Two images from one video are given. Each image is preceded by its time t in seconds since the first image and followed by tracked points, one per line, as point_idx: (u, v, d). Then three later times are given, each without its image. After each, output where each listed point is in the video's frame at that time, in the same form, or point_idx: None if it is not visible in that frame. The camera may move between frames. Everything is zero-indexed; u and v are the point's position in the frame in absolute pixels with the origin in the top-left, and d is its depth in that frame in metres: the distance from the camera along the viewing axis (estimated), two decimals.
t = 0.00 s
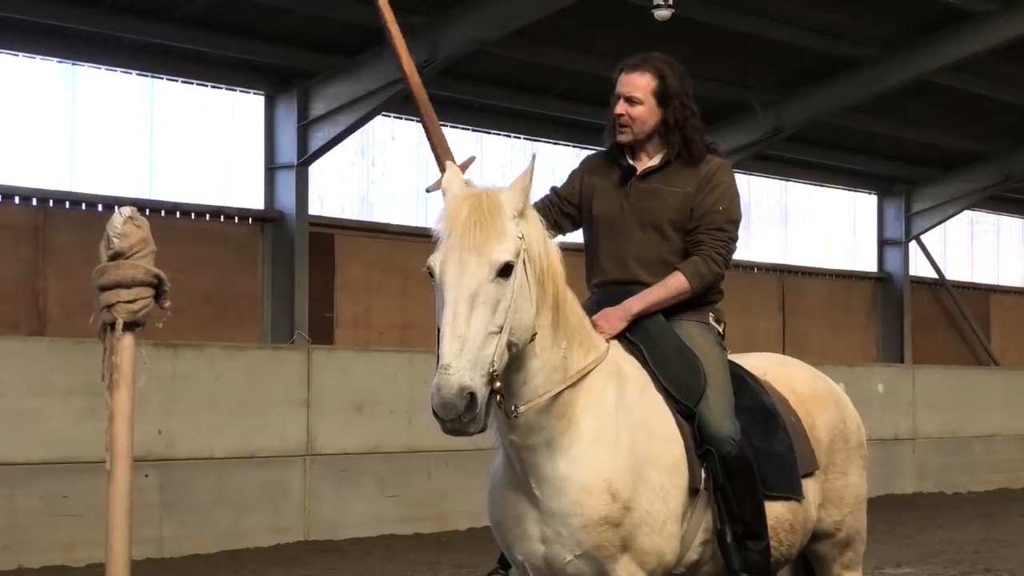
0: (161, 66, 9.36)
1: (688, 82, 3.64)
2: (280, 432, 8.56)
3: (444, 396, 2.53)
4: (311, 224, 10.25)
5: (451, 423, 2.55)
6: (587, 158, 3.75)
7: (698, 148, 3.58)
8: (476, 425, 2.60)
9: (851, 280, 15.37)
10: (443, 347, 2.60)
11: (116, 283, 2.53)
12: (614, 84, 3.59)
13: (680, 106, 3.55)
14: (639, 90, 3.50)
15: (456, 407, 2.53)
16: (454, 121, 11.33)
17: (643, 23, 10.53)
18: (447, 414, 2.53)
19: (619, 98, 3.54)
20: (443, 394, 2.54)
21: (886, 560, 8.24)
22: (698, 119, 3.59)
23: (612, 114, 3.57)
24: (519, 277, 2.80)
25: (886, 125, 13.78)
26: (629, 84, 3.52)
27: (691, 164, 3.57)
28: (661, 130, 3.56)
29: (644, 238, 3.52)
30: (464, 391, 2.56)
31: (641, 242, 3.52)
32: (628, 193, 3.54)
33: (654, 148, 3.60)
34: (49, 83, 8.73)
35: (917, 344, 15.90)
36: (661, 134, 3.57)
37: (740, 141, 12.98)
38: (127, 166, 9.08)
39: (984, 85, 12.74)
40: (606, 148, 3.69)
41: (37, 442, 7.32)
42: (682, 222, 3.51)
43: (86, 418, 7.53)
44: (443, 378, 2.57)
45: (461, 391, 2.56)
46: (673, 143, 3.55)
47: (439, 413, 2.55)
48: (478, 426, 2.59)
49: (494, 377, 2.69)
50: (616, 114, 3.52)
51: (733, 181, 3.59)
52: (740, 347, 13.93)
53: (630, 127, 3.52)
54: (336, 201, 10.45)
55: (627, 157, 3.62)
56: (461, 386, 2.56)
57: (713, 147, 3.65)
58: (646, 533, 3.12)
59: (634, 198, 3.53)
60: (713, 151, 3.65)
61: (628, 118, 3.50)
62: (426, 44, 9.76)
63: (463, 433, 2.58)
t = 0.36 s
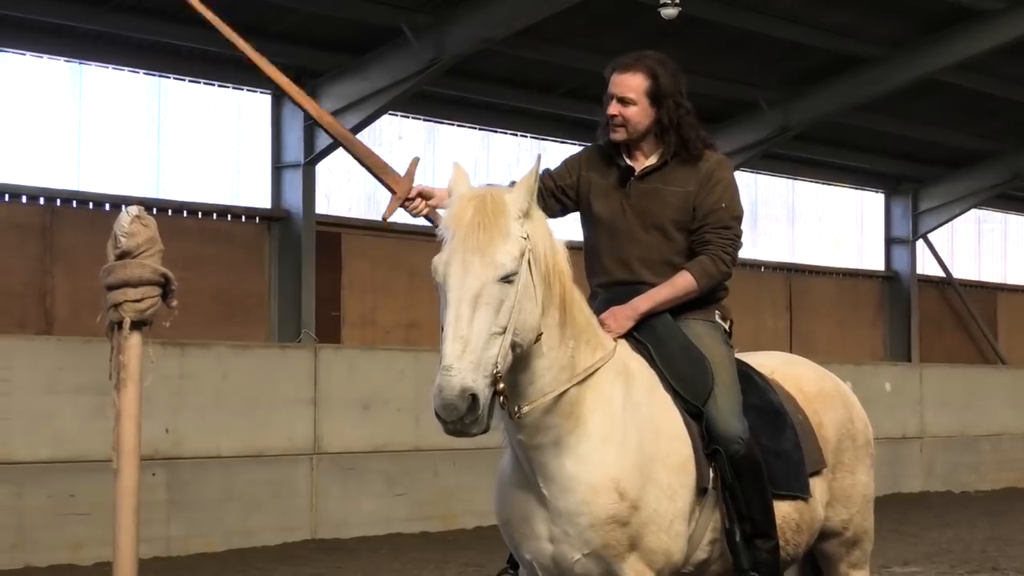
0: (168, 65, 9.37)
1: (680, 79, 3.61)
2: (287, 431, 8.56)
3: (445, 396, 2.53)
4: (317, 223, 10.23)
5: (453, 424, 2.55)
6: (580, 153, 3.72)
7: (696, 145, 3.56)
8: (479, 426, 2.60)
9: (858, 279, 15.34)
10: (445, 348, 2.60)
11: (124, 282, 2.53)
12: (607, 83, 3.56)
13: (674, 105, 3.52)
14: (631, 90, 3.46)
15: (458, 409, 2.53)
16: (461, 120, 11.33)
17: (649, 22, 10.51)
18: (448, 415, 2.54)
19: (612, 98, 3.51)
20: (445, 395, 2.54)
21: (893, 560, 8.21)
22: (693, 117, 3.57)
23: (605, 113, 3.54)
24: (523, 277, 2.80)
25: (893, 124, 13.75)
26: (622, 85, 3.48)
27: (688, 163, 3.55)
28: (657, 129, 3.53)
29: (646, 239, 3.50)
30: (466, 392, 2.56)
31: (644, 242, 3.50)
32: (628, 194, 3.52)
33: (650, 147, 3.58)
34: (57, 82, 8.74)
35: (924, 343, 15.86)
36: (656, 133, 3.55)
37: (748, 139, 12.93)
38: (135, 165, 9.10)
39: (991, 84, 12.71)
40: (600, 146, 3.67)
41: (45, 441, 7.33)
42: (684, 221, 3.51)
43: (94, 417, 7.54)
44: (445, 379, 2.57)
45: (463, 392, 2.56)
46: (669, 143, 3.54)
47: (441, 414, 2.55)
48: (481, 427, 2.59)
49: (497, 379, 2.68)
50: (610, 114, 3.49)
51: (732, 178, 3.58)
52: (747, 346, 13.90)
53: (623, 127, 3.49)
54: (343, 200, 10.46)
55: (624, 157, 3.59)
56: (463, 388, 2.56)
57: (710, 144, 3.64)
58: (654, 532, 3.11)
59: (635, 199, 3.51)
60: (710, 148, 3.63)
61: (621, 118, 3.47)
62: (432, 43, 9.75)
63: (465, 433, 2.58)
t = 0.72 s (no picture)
0: (176, 64, 9.38)
1: (673, 77, 3.58)
2: (295, 431, 8.57)
3: (447, 397, 2.54)
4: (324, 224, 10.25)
5: (455, 424, 2.55)
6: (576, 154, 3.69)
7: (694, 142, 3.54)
8: (481, 427, 2.59)
9: (866, 278, 15.31)
10: (448, 348, 2.60)
11: (132, 281, 2.53)
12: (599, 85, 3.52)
13: (668, 105, 3.49)
14: (625, 92, 3.43)
15: (459, 409, 2.54)
16: (469, 119, 11.33)
17: (656, 21, 10.50)
18: (450, 415, 2.54)
19: (606, 100, 3.48)
20: (446, 395, 2.55)
21: (901, 559, 8.19)
22: (688, 115, 3.54)
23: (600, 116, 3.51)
24: (528, 276, 2.79)
25: (901, 123, 13.71)
26: (615, 87, 3.44)
27: (686, 162, 3.53)
28: (653, 130, 3.51)
29: (650, 238, 3.50)
30: (468, 392, 2.56)
31: (648, 243, 3.50)
32: (629, 195, 3.51)
33: (647, 147, 3.55)
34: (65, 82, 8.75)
35: (933, 342, 15.82)
36: (652, 133, 3.52)
37: (758, 138, 12.87)
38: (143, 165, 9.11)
39: (999, 83, 12.67)
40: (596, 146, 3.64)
41: (53, 440, 7.35)
42: (689, 219, 3.50)
43: (103, 416, 7.56)
44: (447, 379, 2.57)
45: (464, 393, 2.56)
46: (666, 143, 3.52)
47: (443, 414, 2.55)
48: (483, 427, 2.58)
49: (501, 379, 2.68)
50: (605, 117, 3.46)
51: (733, 173, 3.57)
52: (755, 345, 13.88)
53: (619, 129, 3.46)
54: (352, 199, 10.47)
55: (621, 158, 3.56)
56: (464, 388, 2.56)
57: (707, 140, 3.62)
58: (663, 532, 3.11)
59: (636, 200, 3.49)
60: (707, 144, 3.61)
61: (617, 122, 3.44)
62: (439, 42, 9.75)
63: (467, 434, 2.58)
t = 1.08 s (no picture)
0: (185, 65, 9.39)
1: (675, 76, 3.56)
2: (305, 431, 8.58)
3: (454, 393, 2.53)
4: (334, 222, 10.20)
5: (463, 421, 2.55)
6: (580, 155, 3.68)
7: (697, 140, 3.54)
8: (489, 423, 2.59)
9: (875, 278, 15.28)
10: (455, 344, 2.60)
11: (142, 282, 2.53)
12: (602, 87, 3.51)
13: (672, 105, 3.48)
14: (629, 94, 3.42)
15: (467, 405, 2.53)
16: (478, 119, 11.34)
17: (665, 21, 10.48)
18: (458, 411, 2.54)
19: (610, 103, 3.47)
20: (454, 391, 2.54)
21: (910, 559, 8.16)
22: (691, 114, 3.53)
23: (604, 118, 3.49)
24: (536, 273, 2.79)
25: (910, 122, 13.68)
26: (618, 90, 3.43)
27: (691, 161, 3.52)
28: (656, 131, 3.50)
29: (656, 239, 3.49)
30: (475, 388, 2.56)
31: (654, 243, 3.50)
32: (634, 195, 3.50)
33: (651, 147, 3.54)
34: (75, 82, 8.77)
35: (942, 342, 15.78)
36: (656, 134, 3.51)
37: (766, 138, 12.88)
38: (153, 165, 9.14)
39: (1008, 82, 12.63)
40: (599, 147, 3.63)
41: (63, 440, 7.37)
42: (695, 219, 3.50)
43: (112, 416, 7.58)
44: (454, 375, 2.57)
45: (472, 388, 2.55)
46: (669, 143, 3.51)
47: (450, 411, 2.55)
48: (490, 423, 2.58)
49: (508, 376, 2.68)
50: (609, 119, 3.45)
51: (738, 170, 3.57)
52: (764, 345, 13.85)
53: (623, 131, 3.45)
54: (361, 199, 10.45)
55: (625, 158, 3.56)
56: (472, 384, 2.56)
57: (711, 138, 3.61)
58: (671, 531, 3.10)
59: (641, 200, 3.49)
60: (711, 142, 3.60)
61: (621, 124, 3.43)
62: (449, 42, 9.76)
63: (475, 430, 2.58)
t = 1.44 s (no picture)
0: (195, 65, 9.39)
1: (694, 75, 3.57)
2: (314, 431, 8.59)
3: (462, 392, 2.54)
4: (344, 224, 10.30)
5: (471, 419, 2.55)
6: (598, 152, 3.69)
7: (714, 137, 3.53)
8: (497, 422, 2.59)
9: (885, 277, 15.25)
10: (463, 344, 2.60)
11: (152, 282, 2.54)
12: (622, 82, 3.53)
13: (689, 103, 3.49)
14: (647, 90, 3.44)
15: (475, 404, 2.53)
16: (487, 119, 11.34)
17: (674, 20, 10.47)
18: (466, 410, 2.54)
19: (628, 98, 3.48)
20: (462, 390, 2.55)
21: (921, 558, 8.13)
22: (708, 113, 3.53)
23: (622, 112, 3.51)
24: (544, 273, 2.79)
25: (920, 121, 13.64)
26: (637, 84, 3.45)
27: (705, 159, 3.52)
28: (673, 127, 3.51)
29: (667, 235, 3.49)
30: (483, 387, 2.56)
31: (665, 239, 3.49)
32: (647, 192, 3.50)
33: (666, 144, 3.54)
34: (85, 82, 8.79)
35: (953, 342, 15.73)
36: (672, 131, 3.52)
37: (776, 137, 12.88)
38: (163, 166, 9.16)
39: (1019, 81, 12.59)
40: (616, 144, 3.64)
41: (73, 440, 7.40)
42: (706, 217, 3.49)
43: (122, 416, 7.60)
44: (462, 374, 2.57)
45: (479, 388, 2.56)
46: (684, 140, 3.51)
47: (458, 409, 2.55)
48: (498, 422, 2.58)
49: (517, 375, 2.68)
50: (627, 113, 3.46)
51: (752, 171, 3.55)
52: (774, 345, 13.83)
53: (640, 126, 3.47)
54: (371, 199, 10.44)
55: (641, 155, 3.56)
56: (480, 383, 2.56)
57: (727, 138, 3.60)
58: (680, 531, 3.10)
59: (654, 196, 3.49)
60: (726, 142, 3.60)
61: (639, 119, 3.44)
62: (458, 42, 9.76)
63: (483, 429, 2.58)
